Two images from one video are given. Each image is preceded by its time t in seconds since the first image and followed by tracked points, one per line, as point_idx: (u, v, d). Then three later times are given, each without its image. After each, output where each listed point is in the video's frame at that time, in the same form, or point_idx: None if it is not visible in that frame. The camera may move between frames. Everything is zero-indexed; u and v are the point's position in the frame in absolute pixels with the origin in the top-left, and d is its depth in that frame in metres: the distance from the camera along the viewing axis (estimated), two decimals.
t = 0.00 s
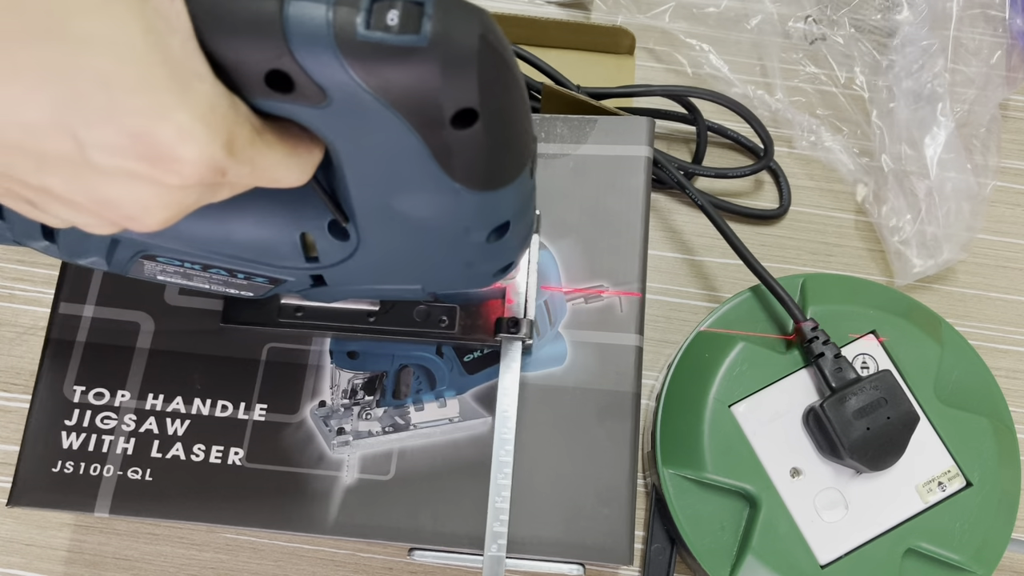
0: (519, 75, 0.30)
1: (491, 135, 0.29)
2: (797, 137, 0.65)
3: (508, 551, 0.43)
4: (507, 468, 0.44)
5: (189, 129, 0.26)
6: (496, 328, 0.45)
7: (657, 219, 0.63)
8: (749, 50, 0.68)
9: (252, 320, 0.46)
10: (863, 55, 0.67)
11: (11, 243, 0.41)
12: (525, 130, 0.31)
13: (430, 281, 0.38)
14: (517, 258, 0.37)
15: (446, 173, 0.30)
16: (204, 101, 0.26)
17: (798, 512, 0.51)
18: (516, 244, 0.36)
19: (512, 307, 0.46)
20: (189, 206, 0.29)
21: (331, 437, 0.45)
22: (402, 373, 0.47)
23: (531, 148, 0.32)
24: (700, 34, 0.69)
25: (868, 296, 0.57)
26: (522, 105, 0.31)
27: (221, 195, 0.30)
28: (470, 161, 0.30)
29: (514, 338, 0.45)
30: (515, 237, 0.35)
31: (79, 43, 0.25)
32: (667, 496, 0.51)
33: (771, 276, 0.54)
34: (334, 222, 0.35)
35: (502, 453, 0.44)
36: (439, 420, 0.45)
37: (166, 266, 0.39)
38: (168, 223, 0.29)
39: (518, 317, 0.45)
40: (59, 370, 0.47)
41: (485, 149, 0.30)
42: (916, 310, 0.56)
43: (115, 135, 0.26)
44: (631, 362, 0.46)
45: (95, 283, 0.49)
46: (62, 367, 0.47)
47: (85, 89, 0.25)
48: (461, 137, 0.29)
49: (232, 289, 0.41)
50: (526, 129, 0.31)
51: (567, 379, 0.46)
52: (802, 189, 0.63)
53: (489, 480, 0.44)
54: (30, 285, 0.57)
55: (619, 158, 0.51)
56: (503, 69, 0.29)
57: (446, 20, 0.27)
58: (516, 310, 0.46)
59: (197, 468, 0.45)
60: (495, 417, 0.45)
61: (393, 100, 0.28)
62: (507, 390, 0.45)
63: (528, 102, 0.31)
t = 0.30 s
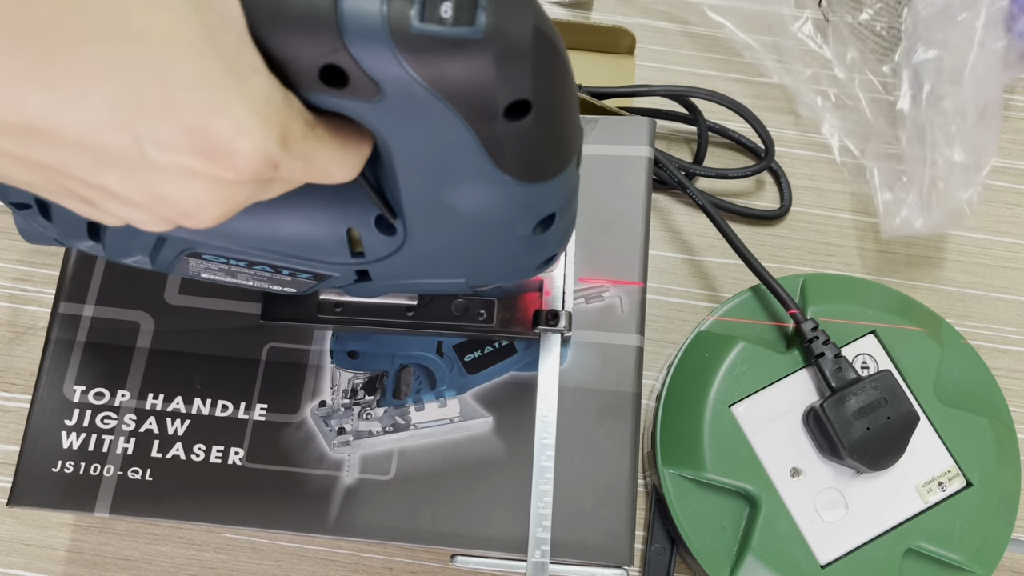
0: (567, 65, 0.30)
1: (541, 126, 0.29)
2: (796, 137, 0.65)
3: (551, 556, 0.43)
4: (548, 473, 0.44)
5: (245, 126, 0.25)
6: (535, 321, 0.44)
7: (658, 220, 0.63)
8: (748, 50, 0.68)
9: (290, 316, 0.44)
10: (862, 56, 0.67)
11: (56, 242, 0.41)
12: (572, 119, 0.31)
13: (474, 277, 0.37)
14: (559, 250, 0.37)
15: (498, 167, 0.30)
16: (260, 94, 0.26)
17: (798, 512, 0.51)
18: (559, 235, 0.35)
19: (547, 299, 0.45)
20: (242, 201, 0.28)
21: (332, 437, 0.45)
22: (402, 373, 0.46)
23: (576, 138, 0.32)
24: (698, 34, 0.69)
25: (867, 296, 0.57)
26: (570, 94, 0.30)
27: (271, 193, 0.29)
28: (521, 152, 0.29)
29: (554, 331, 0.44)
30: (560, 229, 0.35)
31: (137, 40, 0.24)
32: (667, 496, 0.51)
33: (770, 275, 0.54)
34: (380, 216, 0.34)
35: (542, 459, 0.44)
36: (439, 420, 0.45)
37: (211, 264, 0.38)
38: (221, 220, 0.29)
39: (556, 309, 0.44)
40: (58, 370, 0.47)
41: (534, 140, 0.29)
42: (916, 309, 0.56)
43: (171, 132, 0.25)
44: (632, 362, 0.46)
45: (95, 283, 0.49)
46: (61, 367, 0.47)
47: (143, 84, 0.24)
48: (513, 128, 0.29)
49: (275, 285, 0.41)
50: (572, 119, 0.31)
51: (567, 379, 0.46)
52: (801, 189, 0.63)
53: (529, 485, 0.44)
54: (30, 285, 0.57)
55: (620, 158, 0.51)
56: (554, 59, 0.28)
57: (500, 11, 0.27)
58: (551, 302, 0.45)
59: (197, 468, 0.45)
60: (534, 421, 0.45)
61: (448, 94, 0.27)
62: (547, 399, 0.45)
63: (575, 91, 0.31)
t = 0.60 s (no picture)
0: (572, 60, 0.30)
1: (545, 120, 0.29)
2: (795, 137, 0.65)
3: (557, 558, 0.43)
4: (554, 474, 0.44)
5: (238, 106, 0.25)
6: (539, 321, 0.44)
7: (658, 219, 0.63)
8: (748, 50, 0.68)
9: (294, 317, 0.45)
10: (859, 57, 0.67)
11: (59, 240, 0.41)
12: (576, 115, 0.31)
13: (478, 275, 0.37)
14: (563, 247, 0.37)
15: (502, 162, 0.30)
16: (255, 78, 0.25)
17: (799, 512, 0.51)
18: (564, 231, 0.35)
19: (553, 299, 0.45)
20: (234, 193, 0.28)
21: (332, 437, 0.45)
22: (401, 372, 0.46)
23: (581, 134, 0.32)
24: (697, 33, 0.69)
25: (868, 296, 0.57)
26: (574, 89, 0.30)
27: (268, 185, 0.29)
28: (526, 147, 0.29)
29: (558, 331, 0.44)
30: (564, 226, 0.35)
31: (128, 19, 0.24)
32: (667, 496, 0.51)
33: (768, 274, 0.54)
34: (383, 215, 0.34)
35: (548, 459, 0.44)
36: (439, 420, 0.45)
37: (213, 262, 0.39)
38: (212, 212, 0.29)
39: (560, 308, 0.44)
40: (58, 371, 0.47)
41: (538, 135, 0.29)
42: (917, 309, 0.56)
43: (163, 112, 0.25)
44: (631, 362, 0.46)
45: (95, 282, 0.49)
46: (61, 367, 0.47)
47: (138, 65, 0.24)
48: (518, 122, 0.29)
49: (277, 284, 0.41)
50: (577, 114, 0.31)
51: (568, 379, 0.46)
52: (800, 189, 0.63)
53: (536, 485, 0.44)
54: (30, 285, 0.57)
55: (620, 157, 0.51)
56: (558, 53, 0.28)
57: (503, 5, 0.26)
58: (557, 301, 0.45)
59: (196, 468, 0.45)
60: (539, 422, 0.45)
61: (453, 89, 0.27)
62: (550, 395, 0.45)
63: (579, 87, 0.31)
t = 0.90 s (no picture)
0: (567, 65, 0.30)
1: (539, 126, 0.29)
2: (795, 136, 0.65)
3: (552, 559, 0.43)
4: (549, 476, 0.44)
5: (228, 107, 0.25)
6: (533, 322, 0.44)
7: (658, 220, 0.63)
8: (749, 50, 0.68)
9: (287, 317, 0.45)
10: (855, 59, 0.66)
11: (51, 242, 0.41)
12: (570, 120, 0.31)
13: (473, 278, 0.37)
14: (558, 249, 0.37)
15: (496, 167, 0.30)
16: (246, 79, 0.25)
17: (798, 512, 0.51)
18: (559, 234, 0.35)
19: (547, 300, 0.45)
20: (223, 193, 0.28)
21: (331, 438, 0.45)
22: (400, 372, 0.46)
23: (575, 138, 0.32)
24: (698, 33, 0.69)
25: (868, 296, 0.57)
26: (568, 94, 0.30)
27: (259, 187, 0.29)
28: (520, 152, 0.29)
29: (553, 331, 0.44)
30: (559, 230, 0.35)
31: (119, 18, 0.24)
32: (667, 495, 0.51)
33: (768, 274, 0.54)
34: (376, 219, 0.34)
35: (543, 460, 0.44)
36: (438, 420, 0.45)
37: (207, 264, 0.39)
38: (201, 213, 0.29)
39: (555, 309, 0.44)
40: (56, 372, 0.47)
41: (532, 140, 0.29)
42: (917, 309, 0.56)
43: (151, 111, 0.25)
44: (630, 363, 0.46)
45: (94, 282, 0.49)
46: (59, 367, 0.47)
47: (128, 63, 0.24)
48: (511, 128, 0.29)
49: (272, 286, 0.41)
50: (571, 119, 0.31)
51: (567, 379, 0.46)
52: (800, 189, 0.63)
53: (530, 486, 0.44)
54: (30, 285, 0.57)
55: (620, 157, 0.51)
56: (552, 59, 0.28)
57: (498, 10, 0.27)
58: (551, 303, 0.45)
59: (195, 469, 0.45)
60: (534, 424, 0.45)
61: (447, 95, 0.27)
62: (548, 400, 0.45)
63: (574, 92, 0.31)
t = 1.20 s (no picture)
0: (565, 69, 0.30)
1: (538, 129, 0.29)
2: (795, 136, 0.65)
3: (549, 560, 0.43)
4: (547, 478, 0.44)
5: (228, 114, 0.25)
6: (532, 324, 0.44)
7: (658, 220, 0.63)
8: (748, 50, 0.68)
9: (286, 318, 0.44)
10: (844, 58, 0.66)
11: (50, 243, 0.41)
12: (569, 123, 0.31)
13: (472, 280, 0.37)
14: (557, 252, 0.37)
15: (494, 170, 0.30)
16: (245, 86, 0.25)
17: (799, 513, 0.51)
18: (557, 237, 0.35)
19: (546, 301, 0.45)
20: (223, 200, 0.28)
21: (330, 439, 0.45)
22: (399, 374, 0.46)
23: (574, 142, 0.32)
24: (697, 33, 0.69)
25: (868, 296, 0.57)
26: (566, 98, 0.30)
27: (259, 194, 0.29)
28: (518, 156, 0.29)
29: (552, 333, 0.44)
30: (558, 232, 0.35)
31: (119, 24, 0.24)
32: (667, 496, 0.51)
33: (768, 274, 0.54)
34: (375, 221, 0.34)
35: (541, 463, 0.44)
36: (438, 421, 0.45)
37: (207, 266, 0.39)
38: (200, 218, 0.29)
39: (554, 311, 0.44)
40: (56, 372, 0.47)
41: (531, 144, 0.29)
42: (917, 309, 0.56)
43: (151, 117, 0.25)
44: (630, 365, 0.46)
45: (94, 282, 0.49)
46: (59, 368, 0.47)
47: (128, 70, 0.24)
48: (509, 132, 0.29)
49: (271, 288, 0.41)
50: (570, 123, 0.31)
51: (567, 381, 0.46)
52: (800, 189, 0.63)
53: (529, 488, 0.44)
54: (30, 285, 0.57)
55: (620, 158, 0.51)
56: (551, 63, 0.28)
57: (497, 15, 0.27)
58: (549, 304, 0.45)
59: (194, 470, 0.45)
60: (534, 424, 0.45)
61: (446, 98, 0.27)
62: (548, 401, 0.45)
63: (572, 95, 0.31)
